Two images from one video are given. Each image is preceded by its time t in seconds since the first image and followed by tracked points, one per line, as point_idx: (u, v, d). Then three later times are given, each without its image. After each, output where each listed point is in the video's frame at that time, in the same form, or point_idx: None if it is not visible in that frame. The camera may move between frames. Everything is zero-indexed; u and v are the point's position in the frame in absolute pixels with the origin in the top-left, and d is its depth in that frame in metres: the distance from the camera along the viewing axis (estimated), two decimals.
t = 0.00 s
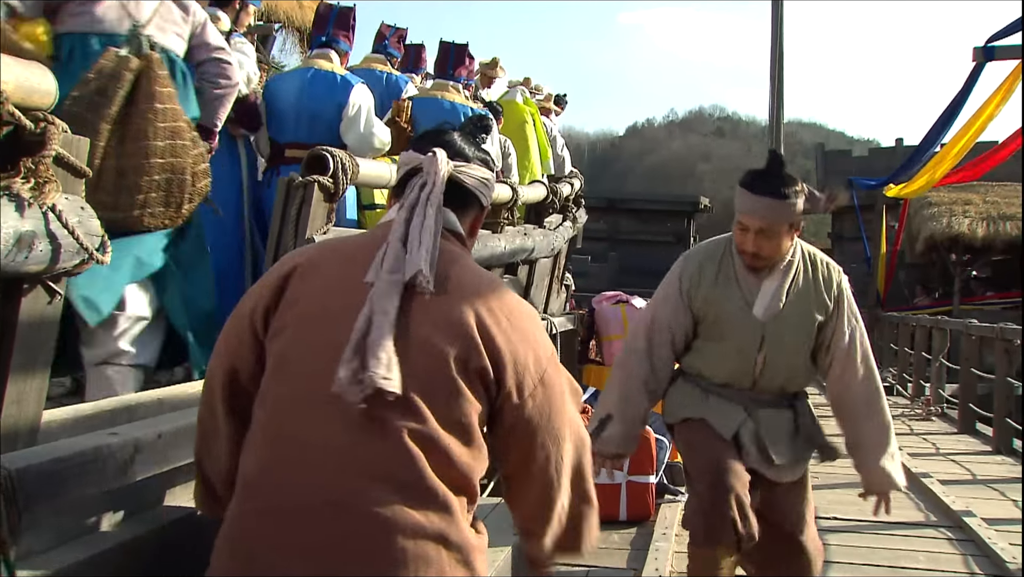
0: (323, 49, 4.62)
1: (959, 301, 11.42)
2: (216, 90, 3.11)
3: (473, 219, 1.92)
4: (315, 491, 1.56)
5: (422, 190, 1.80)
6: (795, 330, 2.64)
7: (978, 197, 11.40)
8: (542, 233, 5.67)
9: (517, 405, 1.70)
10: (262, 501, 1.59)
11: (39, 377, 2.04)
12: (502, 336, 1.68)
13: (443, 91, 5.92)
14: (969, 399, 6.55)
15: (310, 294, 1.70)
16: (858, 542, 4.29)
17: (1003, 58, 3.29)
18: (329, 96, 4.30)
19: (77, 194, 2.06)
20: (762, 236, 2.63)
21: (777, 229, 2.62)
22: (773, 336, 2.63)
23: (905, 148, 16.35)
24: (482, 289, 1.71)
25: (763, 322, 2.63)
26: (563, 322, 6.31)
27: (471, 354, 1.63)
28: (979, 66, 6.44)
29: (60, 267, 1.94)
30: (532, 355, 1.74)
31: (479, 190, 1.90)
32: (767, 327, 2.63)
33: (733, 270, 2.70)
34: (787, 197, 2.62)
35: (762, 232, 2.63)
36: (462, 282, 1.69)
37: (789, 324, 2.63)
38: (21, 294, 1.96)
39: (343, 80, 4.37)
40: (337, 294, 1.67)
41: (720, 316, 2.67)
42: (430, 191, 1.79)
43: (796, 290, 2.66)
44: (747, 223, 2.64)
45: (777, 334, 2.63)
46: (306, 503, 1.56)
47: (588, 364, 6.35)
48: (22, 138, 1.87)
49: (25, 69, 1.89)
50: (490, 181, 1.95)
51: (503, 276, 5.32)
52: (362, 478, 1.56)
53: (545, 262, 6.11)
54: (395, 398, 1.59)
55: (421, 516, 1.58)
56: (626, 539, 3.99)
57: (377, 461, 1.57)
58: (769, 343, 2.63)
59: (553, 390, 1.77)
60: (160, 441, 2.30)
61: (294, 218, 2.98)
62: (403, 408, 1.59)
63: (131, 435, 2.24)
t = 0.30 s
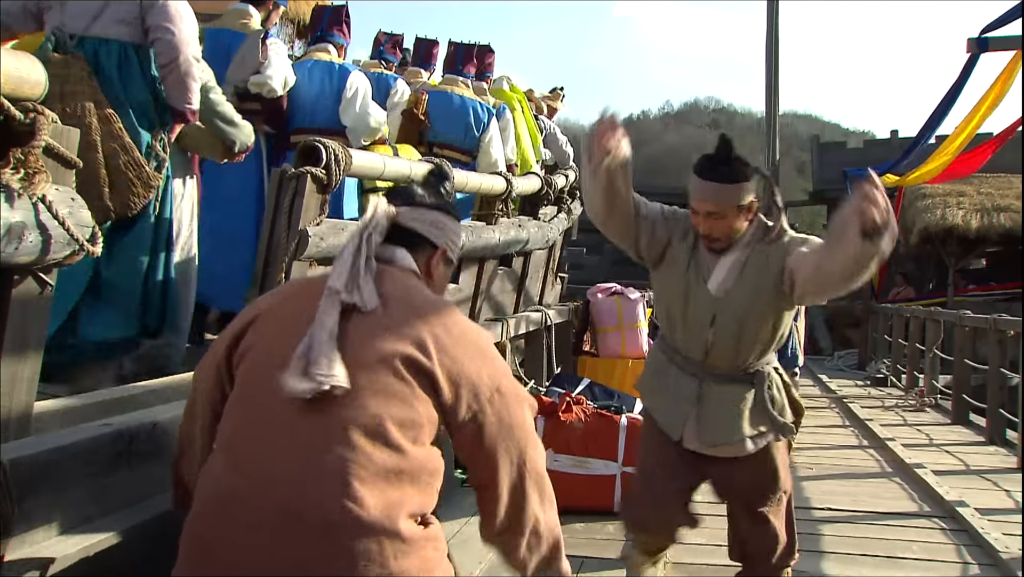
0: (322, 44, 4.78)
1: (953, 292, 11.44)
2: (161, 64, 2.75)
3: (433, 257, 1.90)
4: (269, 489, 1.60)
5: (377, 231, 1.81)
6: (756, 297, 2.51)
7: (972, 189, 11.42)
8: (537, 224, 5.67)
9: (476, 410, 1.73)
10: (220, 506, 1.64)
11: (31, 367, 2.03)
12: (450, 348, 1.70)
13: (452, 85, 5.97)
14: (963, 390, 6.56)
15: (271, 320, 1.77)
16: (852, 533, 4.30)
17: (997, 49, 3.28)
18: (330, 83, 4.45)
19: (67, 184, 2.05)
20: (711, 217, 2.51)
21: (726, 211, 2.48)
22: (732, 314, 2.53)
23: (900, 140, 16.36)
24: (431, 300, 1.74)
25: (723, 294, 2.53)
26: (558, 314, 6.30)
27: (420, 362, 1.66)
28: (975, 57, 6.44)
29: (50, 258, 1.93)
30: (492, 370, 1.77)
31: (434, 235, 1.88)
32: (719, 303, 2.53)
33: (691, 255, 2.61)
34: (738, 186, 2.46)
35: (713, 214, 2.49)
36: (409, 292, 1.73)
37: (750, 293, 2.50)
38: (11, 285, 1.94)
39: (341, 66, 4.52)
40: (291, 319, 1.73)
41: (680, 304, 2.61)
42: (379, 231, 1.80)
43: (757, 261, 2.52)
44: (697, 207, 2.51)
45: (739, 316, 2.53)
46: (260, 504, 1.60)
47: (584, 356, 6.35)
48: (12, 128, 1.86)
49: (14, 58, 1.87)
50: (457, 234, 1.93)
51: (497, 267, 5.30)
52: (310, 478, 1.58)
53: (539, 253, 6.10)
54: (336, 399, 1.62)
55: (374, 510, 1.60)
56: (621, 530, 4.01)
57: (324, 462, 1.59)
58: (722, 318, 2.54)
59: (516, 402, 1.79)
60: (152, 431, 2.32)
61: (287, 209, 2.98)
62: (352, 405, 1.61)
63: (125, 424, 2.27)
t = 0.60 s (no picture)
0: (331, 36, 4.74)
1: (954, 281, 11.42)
2: (197, 95, 3.03)
3: (505, 351, 2.12)
4: (345, 507, 1.71)
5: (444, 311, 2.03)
6: (659, 311, 2.70)
7: (973, 178, 11.40)
8: (536, 213, 5.66)
9: (535, 468, 1.90)
10: (292, 527, 1.74)
11: (29, 356, 2.04)
12: (518, 413, 1.90)
13: (453, 83, 5.96)
14: (963, 379, 6.57)
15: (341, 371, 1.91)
16: (850, 522, 4.31)
17: (1000, 37, 3.26)
18: (341, 74, 4.53)
19: (62, 172, 2.04)
20: (601, 232, 2.71)
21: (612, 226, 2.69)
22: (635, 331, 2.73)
23: (902, 128, 16.30)
24: (498, 371, 1.95)
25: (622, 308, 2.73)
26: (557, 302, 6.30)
27: (496, 413, 1.85)
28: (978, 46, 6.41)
29: (46, 246, 1.93)
30: (550, 439, 1.96)
31: (508, 329, 2.10)
32: (617, 312, 2.73)
33: (596, 275, 2.82)
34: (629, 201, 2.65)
35: (604, 229, 2.70)
36: (480, 363, 1.94)
37: (652, 307, 2.70)
38: (7, 274, 1.93)
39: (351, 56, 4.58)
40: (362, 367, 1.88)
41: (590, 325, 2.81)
42: (453, 318, 2.02)
43: (655, 273, 2.72)
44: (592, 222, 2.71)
45: (641, 334, 2.73)
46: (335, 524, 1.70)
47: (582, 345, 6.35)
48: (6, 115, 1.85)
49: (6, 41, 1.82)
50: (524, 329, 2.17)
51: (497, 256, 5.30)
52: (392, 499, 1.71)
53: (539, 242, 6.10)
54: (418, 435, 1.77)
55: (453, 540, 1.72)
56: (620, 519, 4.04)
57: (407, 491, 1.72)
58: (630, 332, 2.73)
59: (568, 476, 1.97)
60: (153, 420, 2.25)
61: (285, 195, 2.97)
62: (434, 441, 1.77)
63: (123, 414, 2.20)
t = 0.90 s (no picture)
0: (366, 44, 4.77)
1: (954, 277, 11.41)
2: (241, 96, 3.15)
3: (490, 437, 2.17)
4: (289, 556, 1.72)
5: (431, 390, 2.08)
6: (582, 339, 3.02)
7: (973, 174, 11.39)
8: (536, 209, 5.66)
9: (496, 542, 1.89)
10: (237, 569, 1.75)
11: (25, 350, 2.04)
12: (487, 488, 1.90)
13: (453, 74, 5.93)
14: (963, 375, 6.56)
15: (319, 432, 1.99)
16: (848, 517, 4.31)
17: (999, 33, 3.26)
18: (374, 84, 4.58)
19: (59, 166, 2.04)
20: (532, 284, 2.74)
21: (542, 276, 2.71)
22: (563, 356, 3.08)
23: (904, 124, 16.29)
24: (473, 446, 1.96)
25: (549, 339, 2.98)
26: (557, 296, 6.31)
27: (458, 483, 1.85)
28: (978, 40, 6.41)
29: (42, 240, 1.93)
30: (519, 516, 1.95)
31: (495, 417, 2.16)
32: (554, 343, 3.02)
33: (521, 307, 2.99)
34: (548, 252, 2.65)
35: (531, 283, 2.73)
36: (455, 438, 1.96)
37: (573, 340, 3.01)
38: (3, 268, 1.93)
39: (385, 69, 4.63)
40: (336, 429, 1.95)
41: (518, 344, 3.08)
42: (444, 401, 2.06)
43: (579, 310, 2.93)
44: (518, 277, 2.71)
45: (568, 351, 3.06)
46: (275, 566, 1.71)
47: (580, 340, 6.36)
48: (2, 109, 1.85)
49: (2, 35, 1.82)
50: (509, 414, 2.21)
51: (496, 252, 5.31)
52: (336, 549, 1.71)
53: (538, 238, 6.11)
54: (373, 492, 1.79)
55: None
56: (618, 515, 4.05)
57: (351, 544, 1.72)
58: (561, 360, 3.10)
59: (534, 556, 1.96)
60: (151, 416, 2.24)
61: (283, 192, 2.96)
62: (389, 501, 1.79)
63: (121, 409, 2.18)
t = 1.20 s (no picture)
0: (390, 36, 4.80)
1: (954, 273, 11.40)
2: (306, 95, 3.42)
3: (486, 420, 2.20)
4: (302, 566, 1.70)
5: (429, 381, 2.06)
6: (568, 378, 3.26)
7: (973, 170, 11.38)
8: (535, 205, 5.65)
9: (505, 538, 1.92)
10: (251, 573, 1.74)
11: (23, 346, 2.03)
12: (493, 483, 1.92)
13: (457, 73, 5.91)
14: (963, 371, 6.55)
15: (322, 427, 1.97)
16: (848, 513, 4.31)
17: (999, 27, 3.25)
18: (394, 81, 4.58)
19: (56, 162, 2.04)
20: (526, 319, 2.85)
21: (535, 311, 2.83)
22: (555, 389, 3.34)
23: (904, 120, 16.28)
24: (477, 439, 1.98)
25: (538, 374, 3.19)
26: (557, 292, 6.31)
27: (466, 483, 1.87)
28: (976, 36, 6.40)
29: (39, 236, 1.92)
30: (525, 508, 1.98)
31: (490, 403, 2.17)
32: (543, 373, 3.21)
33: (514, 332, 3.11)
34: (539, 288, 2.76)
35: (525, 316, 2.83)
36: (459, 430, 1.97)
37: (563, 378, 3.27)
38: None
39: (405, 65, 4.62)
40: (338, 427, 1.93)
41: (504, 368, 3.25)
42: (445, 390, 2.05)
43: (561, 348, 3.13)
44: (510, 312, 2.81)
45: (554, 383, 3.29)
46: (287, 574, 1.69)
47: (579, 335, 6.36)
48: None
49: None
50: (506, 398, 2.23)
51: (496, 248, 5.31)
52: (353, 559, 1.69)
53: (538, 234, 6.12)
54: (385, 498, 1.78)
55: None
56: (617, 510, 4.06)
57: (367, 551, 1.70)
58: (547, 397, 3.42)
59: (541, 546, 1.99)
60: (150, 413, 2.23)
61: (282, 188, 2.95)
62: (400, 503, 1.78)
63: (120, 405, 2.17)
